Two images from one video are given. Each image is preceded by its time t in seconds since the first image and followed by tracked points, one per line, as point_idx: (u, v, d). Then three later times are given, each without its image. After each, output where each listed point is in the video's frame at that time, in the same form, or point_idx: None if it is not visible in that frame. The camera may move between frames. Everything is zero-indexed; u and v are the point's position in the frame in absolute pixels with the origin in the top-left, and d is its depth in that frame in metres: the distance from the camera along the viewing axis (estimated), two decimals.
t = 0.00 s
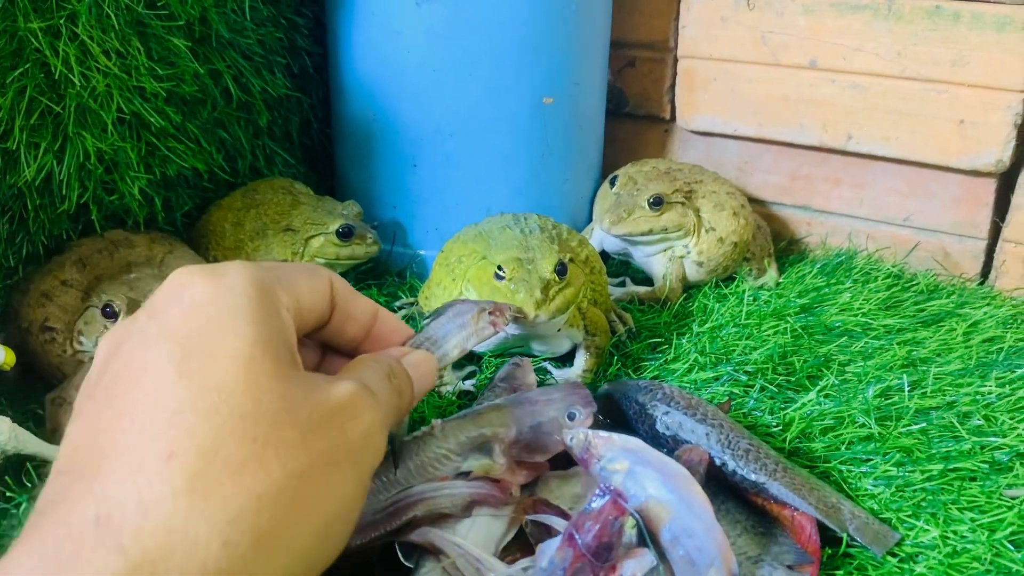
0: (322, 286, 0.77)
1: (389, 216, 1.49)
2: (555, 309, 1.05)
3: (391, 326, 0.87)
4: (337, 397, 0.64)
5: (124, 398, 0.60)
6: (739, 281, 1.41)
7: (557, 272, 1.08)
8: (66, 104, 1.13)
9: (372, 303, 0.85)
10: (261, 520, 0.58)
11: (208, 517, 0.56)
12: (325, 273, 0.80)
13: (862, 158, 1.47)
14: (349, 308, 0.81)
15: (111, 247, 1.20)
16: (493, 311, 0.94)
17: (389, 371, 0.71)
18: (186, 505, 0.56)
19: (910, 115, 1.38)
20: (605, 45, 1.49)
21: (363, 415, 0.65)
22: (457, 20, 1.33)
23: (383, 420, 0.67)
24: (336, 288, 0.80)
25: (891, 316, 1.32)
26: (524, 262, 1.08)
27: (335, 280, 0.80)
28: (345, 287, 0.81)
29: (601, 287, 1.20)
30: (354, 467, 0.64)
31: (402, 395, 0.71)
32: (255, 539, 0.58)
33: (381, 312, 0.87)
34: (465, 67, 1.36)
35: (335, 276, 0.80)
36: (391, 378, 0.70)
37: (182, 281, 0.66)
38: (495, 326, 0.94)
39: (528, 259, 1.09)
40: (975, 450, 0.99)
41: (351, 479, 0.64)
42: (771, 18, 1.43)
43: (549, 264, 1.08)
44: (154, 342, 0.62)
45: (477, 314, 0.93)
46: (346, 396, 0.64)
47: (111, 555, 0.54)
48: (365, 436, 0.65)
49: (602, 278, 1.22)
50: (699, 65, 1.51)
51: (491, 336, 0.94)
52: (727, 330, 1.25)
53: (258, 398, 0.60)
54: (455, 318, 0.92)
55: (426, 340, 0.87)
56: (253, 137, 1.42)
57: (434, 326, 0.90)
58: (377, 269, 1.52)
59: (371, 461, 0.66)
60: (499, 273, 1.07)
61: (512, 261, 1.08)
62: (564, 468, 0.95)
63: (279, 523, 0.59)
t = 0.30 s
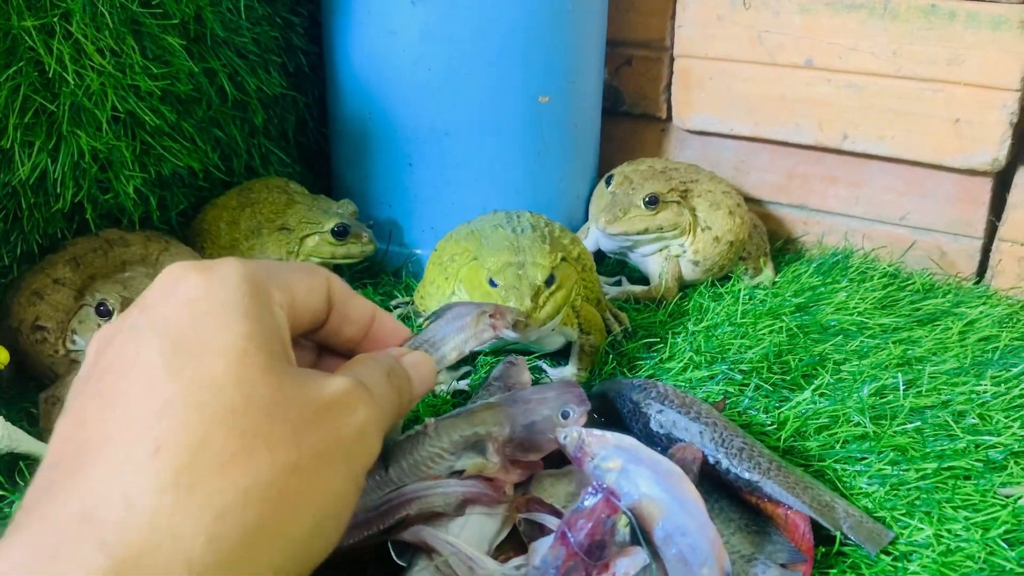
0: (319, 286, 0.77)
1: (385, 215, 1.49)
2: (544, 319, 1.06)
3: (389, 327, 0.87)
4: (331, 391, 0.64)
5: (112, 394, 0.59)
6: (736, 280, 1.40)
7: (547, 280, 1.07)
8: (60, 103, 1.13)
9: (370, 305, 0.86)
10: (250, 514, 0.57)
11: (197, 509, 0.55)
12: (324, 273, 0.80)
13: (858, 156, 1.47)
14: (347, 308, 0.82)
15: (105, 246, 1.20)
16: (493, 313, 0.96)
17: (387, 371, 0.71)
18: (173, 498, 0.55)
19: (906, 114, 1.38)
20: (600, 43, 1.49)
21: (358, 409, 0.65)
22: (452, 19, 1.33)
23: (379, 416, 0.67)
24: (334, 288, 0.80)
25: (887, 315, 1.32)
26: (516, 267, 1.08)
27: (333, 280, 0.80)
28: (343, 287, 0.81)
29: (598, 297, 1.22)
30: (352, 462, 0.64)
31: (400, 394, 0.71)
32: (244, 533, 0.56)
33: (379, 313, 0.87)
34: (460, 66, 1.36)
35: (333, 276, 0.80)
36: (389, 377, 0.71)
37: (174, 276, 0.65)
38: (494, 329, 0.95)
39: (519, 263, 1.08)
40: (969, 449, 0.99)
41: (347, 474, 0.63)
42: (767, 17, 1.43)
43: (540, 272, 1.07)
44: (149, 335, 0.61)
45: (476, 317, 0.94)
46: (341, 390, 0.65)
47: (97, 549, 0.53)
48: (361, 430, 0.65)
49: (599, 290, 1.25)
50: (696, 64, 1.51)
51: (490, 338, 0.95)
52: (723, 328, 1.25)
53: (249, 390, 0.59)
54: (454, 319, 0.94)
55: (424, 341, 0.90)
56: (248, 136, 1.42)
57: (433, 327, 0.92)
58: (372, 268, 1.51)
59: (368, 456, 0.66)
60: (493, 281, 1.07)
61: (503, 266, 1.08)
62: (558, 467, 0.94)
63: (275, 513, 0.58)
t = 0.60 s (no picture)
0: (258, 295, 0.76)
1: (386, 212, 1.49)
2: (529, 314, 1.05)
3: (338, 337, 0.86)
4: (257, 410, 0.63)
5: (16, 419, 0.57)
6: (736, 278, 1.40)
7: (532, 275, 1.07)
8: (61, 97, 1.14)
9: (318, 312, 0.84)
10: (154, 547, 0.55)
11: (93, 544, 0.54)
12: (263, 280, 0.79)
13: (859, 155, 1.47)
14: (290, 318, 0.80)
15: (107, 241, 1.20)
16: (451, 321, 0.95)
17: (333, 383, 0.70)
18: (68, 532, 0.53)
19: (906, 112, 1.38)
20: (602, 42, 1.49)
21: (288, 427, 0.64)
22: (454, 15, 1.33)
23: (312, 433, 0.65)
24: (275, 297, 0.78)
25: (887, 312, 1.32)
26: (501, 262, 1.08)
27: (274, 289, 0.78)
28: (286, 296, 0.79)
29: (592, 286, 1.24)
30: (278, 485, 0.63)
31: (345, 407, 0.70)
32: (147, 567, 0.55)
33: (328, 322, 0.85)
34: (460, 63, 1.36)
35: (273, 285, 0.78)
36: (334, 390, 0.69)
37: (91, 292, 0.64)
38: (452, 337, 0.95)
39: (504, 257, 1.09)
40: (969, 446, 0.99)
41: (270, 495, 0.63)
42: (768, 15, 1.43)
43: (525, 266, 1.07)
44: (56, 356, 0.60)
45: (433, 324, 0.94)
46: (269, 406, 0.63)
47: None
48: (288, 450, 0.63)
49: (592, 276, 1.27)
50: (696, 63, 1.51)
51: (447, 345, 0.94)
52: (724, 325, 1.25)
53: (158, 414, 0.58)
54: (409, 326, 0.94)
55: (377, 350, 0.89)
56: (249, 132, 1.42)
57: (388, 335, 0.92)
58: (373, 264, 1.51)
59: (297, 478, 0.64)
60: (478, 277, 1.07)
61: (488, 262, 1.08)
62: (559, 463, 0.93)
63: (190, 541, 0.57)
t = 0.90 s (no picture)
0: (227, 302, 0.77)
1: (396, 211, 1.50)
2: (476, 317, 1.05)
3: (315, 341, 0.86)
4: (226, 414, 0.61)
5: None
6: (744, 279, 1.41)
7: (478, 275, 1.06)
8: (78, 95, 1.16)
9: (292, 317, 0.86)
10: (119, 559, 0.54)
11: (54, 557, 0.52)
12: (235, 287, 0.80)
13: (867, 157, 1.48)
14: (263, 323, 0.81)
15: (122, 237, 1.20)
16: (429, 320, 0.90)
17: (310, 386, 0.69)
18: (27, 547, 0.52)
19: (914, 115, 1.39)
20: (612, 44, 1.50)
21: (258, 431, 0.63)
22: (466, 15, 1.34)
23: (286, 437, 0.64)
24: (247, 302, 0.79)
25: (894, 314, 1.33)
26: (450, 258, 1.07)
27: (246, 295, 0.80)
28: (257, 301, 0.81)
29: (593, 266, 1.24)
30: (247, 492, 0.61)
31: (323, 410, 0.69)
32: None
33: (303, 325, 0.86)
34: (472, 63, 1.37)
35: (244, 290, 0.79)
36: (311, 393, 0.69)
37: (55, 303, 0.64)
38: (431, 337, 0.89)
39: (452, 256, 1.07)
40: (977, 445, 1.00)
41: (235, 505, 0.61)
42: (777, 17, 1.44)
43: (470, 268, 1.06)
44: (14, 371, 0.60)
45: (411, 324, 0.88)
46: (239, 410, 0.62)
47: None
48: (259, 454, 0.62)
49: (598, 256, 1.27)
50: (704, 64, 1.52)
51: (425, 347, 0.89)
52: (732, 325, 1.26)
53: (121, 422, 0.57)
54: (387, 329, 0.87)
55: (353, 355, 0.83)
56: (261, 131, 1.44)
57: (364, 338, 0.85)
58: (384, 262, 1.51)
59: (270, 483, 0.63)
60: (426, 278, 1.08)
61: (436, 262, 1.08)
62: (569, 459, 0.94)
63: (159, 549, 0.56)
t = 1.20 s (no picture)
0: (68, 327, 0.71)
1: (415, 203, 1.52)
2: (456, 321, 1.01)
3: (180, 364, 0.80)
4: (31, 461, 0.52)
5: None
6: (761, 275, 1.42)
7: (463, 277, 1.02)
8: (106, 83, 1.17)
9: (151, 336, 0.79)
10: None
11: None
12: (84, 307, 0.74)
13: (885, 155, 1.48)
14: (114, 347, 0.75)
15: (147, 224, 1.20)
16: (307, 334, 0.89)
17: (157, 417, 0.59)
18: None
19: (932, 113, 1.39)
20: (632, 40, 1.51)
21: (71, 480, 0.53)
22: (488, 9, 1.35)
23: (112, 484, 0.54)
24: (93, 325, 0.73)
25: (911, 310, 1.33)
26: (439, 259, 1.04)
27: (93, 317, 0.73)
28: (106, 322, 0.74)
29: (613, 253, 1.22)
30: (58, 549, 0.52)
31: (176, 444, 0.59)
32: None
33: (167, 348, 0.79)
34: (493, 57, 1.38)
35: (89, 311, 0.73)
36: (158, 424, 0.59)
37: None
38: (310, 350, 0.88)
39: (440, 256, 1.04)
40: (995, 439, 1.00)
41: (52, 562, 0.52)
42: (797, 15, 1.45)
43: (455, 270, 1.02)
44: None
45: (284, 341, 0.87)
46: (48, 457, 0.52)
47: None
48: (75, 505, 0.52)
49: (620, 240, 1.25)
50: (723, 61, 1.53)
51: (305, 360, 0.87)
52: (750, 319, 1.27)
53: None
54: (258, 346, 0.86)
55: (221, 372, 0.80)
56: (283, 122, 1.45)
57: (233, 355, 0.83)
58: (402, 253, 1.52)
59: (95, 537, 0.54)
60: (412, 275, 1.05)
61: (423, 262, 1.05)
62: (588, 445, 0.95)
63: None
